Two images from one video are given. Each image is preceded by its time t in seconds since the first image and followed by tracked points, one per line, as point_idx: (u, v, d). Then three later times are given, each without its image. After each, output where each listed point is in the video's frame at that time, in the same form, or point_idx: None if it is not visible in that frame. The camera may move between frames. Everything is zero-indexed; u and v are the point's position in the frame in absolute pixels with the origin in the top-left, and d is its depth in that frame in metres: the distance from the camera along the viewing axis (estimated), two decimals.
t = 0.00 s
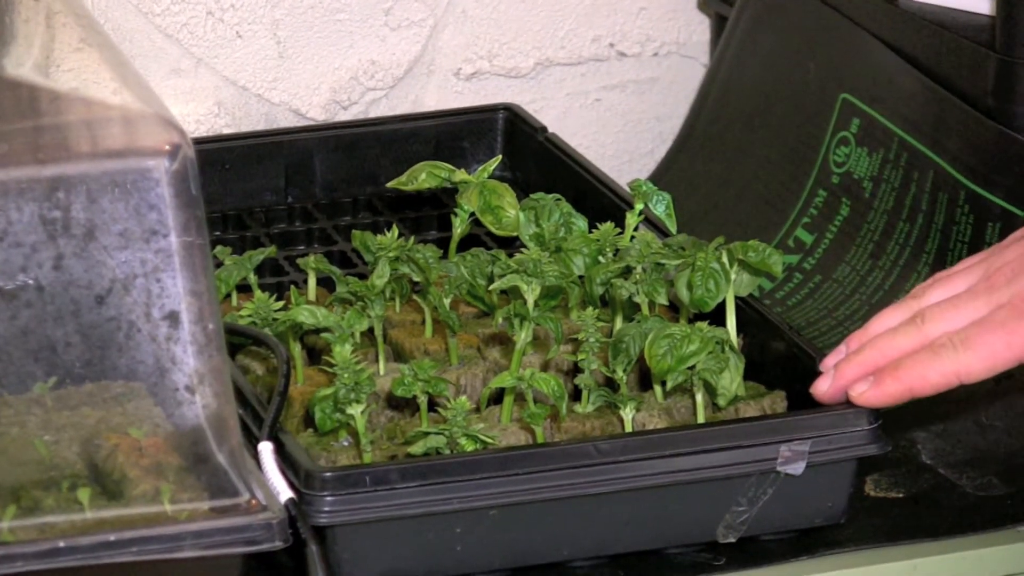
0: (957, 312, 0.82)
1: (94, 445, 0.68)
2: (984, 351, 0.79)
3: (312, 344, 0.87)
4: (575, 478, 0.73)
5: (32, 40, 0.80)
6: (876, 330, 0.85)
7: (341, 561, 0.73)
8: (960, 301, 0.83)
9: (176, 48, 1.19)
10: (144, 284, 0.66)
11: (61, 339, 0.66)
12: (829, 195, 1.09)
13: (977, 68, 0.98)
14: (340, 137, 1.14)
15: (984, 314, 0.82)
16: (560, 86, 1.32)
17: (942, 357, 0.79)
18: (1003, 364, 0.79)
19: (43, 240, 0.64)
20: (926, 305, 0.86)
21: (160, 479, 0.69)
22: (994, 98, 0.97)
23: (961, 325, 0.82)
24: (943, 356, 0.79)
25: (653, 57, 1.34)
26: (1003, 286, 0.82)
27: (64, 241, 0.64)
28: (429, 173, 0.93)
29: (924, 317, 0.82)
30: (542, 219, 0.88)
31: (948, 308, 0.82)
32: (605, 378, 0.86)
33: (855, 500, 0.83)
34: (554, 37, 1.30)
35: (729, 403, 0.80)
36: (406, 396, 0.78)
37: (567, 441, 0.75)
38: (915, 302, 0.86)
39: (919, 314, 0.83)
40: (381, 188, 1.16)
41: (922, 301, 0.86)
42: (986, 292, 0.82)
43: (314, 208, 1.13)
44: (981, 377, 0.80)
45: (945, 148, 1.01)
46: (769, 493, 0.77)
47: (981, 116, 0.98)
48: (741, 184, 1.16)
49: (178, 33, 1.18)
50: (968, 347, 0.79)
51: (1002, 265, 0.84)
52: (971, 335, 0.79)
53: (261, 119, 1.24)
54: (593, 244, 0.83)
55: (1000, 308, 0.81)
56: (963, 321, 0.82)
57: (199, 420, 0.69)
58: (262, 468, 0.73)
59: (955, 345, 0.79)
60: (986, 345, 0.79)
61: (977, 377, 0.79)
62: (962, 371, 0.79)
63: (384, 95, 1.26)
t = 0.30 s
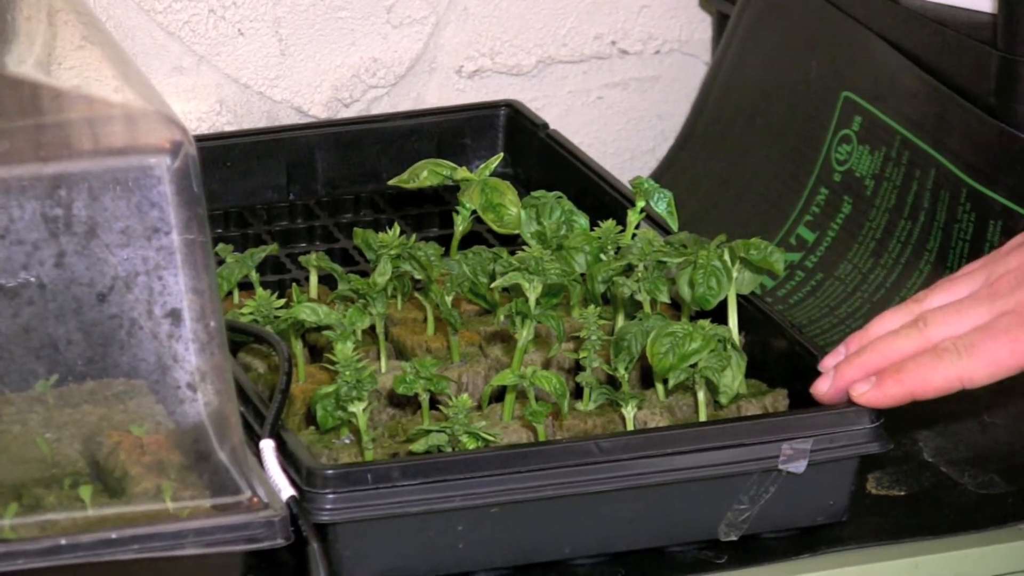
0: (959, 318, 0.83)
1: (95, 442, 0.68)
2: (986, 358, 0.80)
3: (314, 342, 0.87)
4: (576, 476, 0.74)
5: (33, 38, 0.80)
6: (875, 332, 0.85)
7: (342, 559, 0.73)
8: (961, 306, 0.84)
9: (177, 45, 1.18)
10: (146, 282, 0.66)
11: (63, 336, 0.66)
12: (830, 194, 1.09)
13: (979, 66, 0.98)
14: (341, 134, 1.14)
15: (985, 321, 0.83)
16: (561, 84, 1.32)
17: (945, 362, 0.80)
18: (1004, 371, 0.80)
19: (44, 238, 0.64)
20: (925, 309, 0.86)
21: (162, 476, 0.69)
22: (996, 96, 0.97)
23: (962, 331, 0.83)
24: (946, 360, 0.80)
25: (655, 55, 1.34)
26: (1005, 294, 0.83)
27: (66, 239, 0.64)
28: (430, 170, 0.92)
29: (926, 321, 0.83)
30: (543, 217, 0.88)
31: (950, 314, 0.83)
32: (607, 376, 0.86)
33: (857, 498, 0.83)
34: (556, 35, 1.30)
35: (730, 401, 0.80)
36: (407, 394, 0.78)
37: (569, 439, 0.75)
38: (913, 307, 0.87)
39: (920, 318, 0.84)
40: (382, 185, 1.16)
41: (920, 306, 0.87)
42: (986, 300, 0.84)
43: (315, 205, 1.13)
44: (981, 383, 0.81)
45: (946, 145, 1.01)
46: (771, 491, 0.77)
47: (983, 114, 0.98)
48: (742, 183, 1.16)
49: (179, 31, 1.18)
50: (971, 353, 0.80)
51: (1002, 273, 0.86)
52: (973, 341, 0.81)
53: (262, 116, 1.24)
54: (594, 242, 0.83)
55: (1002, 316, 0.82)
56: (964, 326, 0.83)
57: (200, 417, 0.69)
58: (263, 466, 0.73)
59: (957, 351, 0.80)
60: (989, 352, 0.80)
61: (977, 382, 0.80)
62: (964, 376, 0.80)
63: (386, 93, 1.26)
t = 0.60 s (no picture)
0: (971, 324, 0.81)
1: (85, 447, 0.66)
2: (1001, 364, 0.78)
3: (309, 344, 0.84)
4: (580, 481, 0.71)
5: (23, 30, 0.78)
6: (885, 338, 0.83)
7: (338, 568, 0.71)
8: (973, 312, 0.82)
9: (170, 39, 1.17)
10: (137, 282, 0.64)
11: (51, 339, 0.64)
12: (840, 191, 1.07)
13: (990, 59, 0.97)
14: (337, 130, 1.11)
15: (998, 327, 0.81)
16: (563, 79, 1.30)
17: (959, 367, 0.77)
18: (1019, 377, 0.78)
19: (32, 237, 0.62)
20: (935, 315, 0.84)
21: (153, 482, 0.67)
22: (1009, 90, 0.96)
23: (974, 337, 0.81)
24: (960, 365, 0.77)
25: (659, 49, 1.32)
26: (1019, 300, 0.82)
27: (55, 238, 0.62)
28: (429, 168, 0.90)
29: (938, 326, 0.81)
30: (545, 216, 0.85)
31: (962, 319, 0.82)
32: (612, 380, 0.83)
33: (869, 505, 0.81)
34: (557, 29, 1.28)
35: (737, 405, 0.78)
36: (405, 397, 0.76)
37: (573, 444, 0.73)
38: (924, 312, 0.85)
39: (931, 323, 0.82)
40: (379, 184, 1.13)
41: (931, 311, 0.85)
42: (1000, 306, 0.82)
43: (311, 203, 1.11)
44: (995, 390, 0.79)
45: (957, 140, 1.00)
46: (779, 498, 0.75)
47: (996, 109, 0.97)
48: (748, 182, 1.13)
49: (171, 25, 1.16)
50: (985, 358, 0.78)
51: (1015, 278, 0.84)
52: (988, 346, 0.79)
53: (257, 112, 1.21)
54: (598, 242, 0.81)
55: (1016, 321, 0.81)
56: (976, 332, 0.81)
57: (192, 421, 0.67)
58: (257, 471, 0.71)
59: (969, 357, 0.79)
60: (1003, 357, 0.78)
61: (992, 389, 0.78)
62: (979, 382, 0.78)
63: (383, 89, 1.24)
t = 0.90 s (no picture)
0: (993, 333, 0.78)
1: (65, 455, 0.63)
2: None
3: (300, 346, 0.81)
4: (583, 492, 0.68)
5: None
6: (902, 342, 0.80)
7: None
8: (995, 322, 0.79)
9: (154, 28, 1.12)
10: (120, 282, 0.60)
11: (30, 342, 0.60)
12: (855, 188, 1.06)
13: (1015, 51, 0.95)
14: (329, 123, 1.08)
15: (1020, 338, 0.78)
16: (567, 70, 1.26)
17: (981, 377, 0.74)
18: None
19: (10, 236, 0.58)
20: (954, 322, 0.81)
21: (136, 492, 0.64)
22: None
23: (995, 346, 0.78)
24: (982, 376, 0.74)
25: (667, 38, 1.27)
26: None
27: (34, 237, 0.58)
28: (426, 163, 0.87)
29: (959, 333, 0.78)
30: (547, 213, 0.81)
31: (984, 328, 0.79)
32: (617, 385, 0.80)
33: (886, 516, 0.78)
34: (560, 18, 1.23)
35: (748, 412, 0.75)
36: (402, 403, 0.72)
37: (574, 452, 0.69)
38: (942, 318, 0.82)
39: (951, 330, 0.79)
40: (375, 179, 1.10)
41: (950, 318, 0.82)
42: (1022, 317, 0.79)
43: (302, 200, 1.06)
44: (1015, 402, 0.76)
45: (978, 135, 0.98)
46: (793, 509, 0.72)
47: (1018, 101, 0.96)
48: (759, 181, 1.11)
49: (155, 13, 1.11)
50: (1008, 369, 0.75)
51: None
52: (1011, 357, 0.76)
53: (246, 105, 1.17)
54: (603, 240, 0.77)
55: None
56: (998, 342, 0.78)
57: (177, 428, 0.63)
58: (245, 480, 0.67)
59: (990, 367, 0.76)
60: None
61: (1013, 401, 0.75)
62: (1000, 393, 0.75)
63: (377, 80, 1.19)
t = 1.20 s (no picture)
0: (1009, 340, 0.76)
1: (42, 463, 0.59)
2: None
3: (289, 348, 0.77)
4: (587, 500, 0.65)
5: None
6: (917, 348, 0.77)
7: None
8: (1012, 328, 0.77)
9: (135, 14, 1.08)
10: (100, 282, 0.56)
11: (5, 344, 0.57)
12: (872, 181, 1.04)
13: None
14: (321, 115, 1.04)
15: None
16: (570, 57, 1.22)
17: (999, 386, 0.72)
18: None
19: None
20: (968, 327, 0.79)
21: (117, 502, 0.60)
22: None
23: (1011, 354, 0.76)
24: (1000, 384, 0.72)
25: (674, 25, 1.24)
26: None
27: (9, 233, 0.55)
28: (420, 156, 0.83)
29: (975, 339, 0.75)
30: (548, 209, 0.78)
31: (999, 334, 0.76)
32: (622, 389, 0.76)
33: (904, 526, 0.74)
34: (563, 4, 1.19)
35: (759, 417, 0.71)
36: (396, 408, 0.69)
37: (577, 458, 0.66)
38: (958, 328, 0.80)
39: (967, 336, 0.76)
40: (367, 173, 1.06)
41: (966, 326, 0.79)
42: None
43: (291, 195, 1.03)
44: None
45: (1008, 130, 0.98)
46: (806, 519, 0.68)
47: None
48: (768, 174, 1.08)
49: None
50: None
51: None
52: None
53: (231, 95, 1.13)
54: (606, 237, 0.73)
55: None
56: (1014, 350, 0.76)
57: (161, 434, 0.59)
58: (231, 490, 0.64)
59: (1009, 377, 0.73)
60: None
61: None
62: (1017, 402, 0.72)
63: (370, 69, 1.15)
